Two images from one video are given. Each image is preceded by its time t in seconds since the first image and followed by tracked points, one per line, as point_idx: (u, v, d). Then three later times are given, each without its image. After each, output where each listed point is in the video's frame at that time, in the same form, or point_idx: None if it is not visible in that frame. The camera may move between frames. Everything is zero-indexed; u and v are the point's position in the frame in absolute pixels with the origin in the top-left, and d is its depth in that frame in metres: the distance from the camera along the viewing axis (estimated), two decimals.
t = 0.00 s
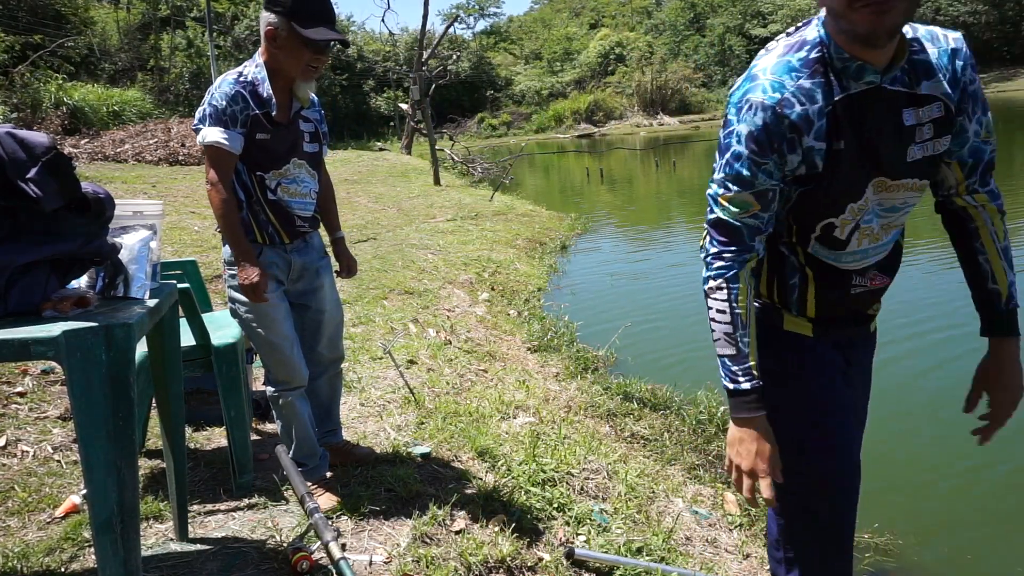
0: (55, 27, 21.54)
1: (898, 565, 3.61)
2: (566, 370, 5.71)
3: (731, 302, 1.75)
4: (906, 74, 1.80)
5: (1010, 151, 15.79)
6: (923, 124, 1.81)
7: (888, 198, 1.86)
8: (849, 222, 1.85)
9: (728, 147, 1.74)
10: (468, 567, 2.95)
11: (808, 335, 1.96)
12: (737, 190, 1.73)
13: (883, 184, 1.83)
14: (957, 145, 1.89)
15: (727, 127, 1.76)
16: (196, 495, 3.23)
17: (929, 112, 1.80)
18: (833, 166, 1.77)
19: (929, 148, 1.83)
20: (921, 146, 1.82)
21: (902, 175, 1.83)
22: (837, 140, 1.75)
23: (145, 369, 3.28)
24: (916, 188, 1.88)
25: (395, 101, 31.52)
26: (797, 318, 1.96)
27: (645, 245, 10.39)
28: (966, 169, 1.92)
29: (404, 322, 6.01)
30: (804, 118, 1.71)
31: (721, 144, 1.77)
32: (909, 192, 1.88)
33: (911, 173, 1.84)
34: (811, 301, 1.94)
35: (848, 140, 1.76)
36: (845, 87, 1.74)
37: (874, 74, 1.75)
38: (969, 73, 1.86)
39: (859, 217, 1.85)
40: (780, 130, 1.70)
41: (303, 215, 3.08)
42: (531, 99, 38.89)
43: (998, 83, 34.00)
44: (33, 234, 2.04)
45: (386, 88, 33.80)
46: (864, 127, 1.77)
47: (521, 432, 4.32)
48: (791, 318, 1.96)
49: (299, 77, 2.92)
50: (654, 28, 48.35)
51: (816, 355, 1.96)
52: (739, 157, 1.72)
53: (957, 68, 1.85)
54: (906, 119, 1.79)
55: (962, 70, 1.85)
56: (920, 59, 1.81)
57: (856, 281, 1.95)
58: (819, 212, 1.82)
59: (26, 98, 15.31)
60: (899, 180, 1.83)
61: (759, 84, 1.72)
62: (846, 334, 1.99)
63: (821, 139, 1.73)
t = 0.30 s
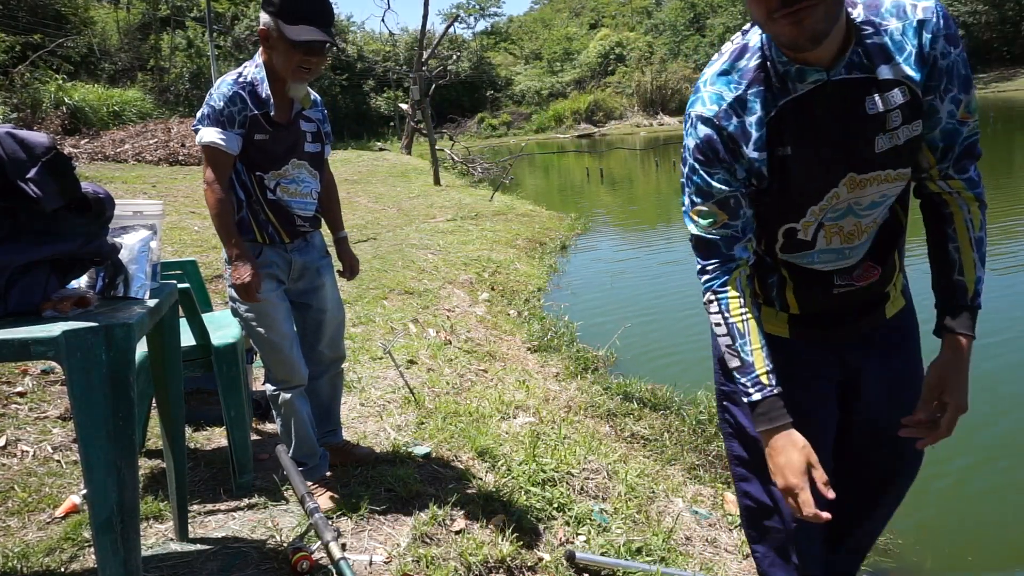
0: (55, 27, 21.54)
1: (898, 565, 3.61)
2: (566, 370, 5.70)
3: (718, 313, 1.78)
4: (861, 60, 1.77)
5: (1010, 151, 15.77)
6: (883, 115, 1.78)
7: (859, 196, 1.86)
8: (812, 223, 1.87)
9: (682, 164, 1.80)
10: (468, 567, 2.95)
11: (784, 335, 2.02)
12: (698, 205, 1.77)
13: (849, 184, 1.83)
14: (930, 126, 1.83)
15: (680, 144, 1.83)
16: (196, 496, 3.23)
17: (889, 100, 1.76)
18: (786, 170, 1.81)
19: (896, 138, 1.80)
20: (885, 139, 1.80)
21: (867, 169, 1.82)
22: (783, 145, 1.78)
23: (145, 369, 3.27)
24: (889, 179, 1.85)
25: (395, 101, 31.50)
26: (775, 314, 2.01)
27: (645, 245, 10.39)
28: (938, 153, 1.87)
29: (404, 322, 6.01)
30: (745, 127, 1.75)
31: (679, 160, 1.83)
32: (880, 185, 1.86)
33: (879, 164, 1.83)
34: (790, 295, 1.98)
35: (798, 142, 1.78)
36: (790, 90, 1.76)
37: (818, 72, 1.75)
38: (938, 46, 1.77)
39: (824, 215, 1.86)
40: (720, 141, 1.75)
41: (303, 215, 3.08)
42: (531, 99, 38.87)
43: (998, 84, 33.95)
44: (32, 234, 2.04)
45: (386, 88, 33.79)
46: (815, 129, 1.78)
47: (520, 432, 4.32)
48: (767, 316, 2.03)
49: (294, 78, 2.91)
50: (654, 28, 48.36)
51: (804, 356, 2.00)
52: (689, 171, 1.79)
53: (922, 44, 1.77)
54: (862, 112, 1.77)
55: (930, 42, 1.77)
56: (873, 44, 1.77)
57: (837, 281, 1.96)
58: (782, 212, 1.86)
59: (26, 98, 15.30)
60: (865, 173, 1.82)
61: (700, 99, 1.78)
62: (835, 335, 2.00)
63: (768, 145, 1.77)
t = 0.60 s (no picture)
0: (55, 27, 21.54)
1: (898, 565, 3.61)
2: (566, 370, 5.71)
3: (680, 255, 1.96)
4: (855, 54, 1.77)
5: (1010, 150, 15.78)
6: (872, 109, 1.77)
7: (848, 190, 1.85)
8: (795, 213, 1.88)
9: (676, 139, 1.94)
10: (468, 567, 2.95)
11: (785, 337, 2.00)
12: (682, 177, 1.93)
13: (836, 178, 1.83)
14: (931, 124, 1.76)
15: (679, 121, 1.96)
16: (196, 495, 3.23)
17: (877, 96, 1.76)
18: (769, 156, 1.86)
19: (884, 134, 1.78)
20: (872, 135, 1.79)
21: (856, 163, 1.82)
22: (768, 130, 1.84)
23: (145, 369, 3.27)
24: (881, 175, 1.82)
25: (395, 101, 31.49)
26: (776, 311, 2.01)
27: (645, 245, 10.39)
28: (942, 153, 1.77)
29: (404, 322, 6.01)
30: (730, 104, 1.85)
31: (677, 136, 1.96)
32: (871, 182, 1.83)
33: (868, 159, 1.82)
34: (785, 293, 1.98)
35: (784, 128, 1.82)
36: (782, 76, 1.81)
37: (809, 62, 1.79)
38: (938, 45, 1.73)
39: (809, 207, 1.87)
40: (704, 120, 1.87)
41: (303, 216, 3.07)
42: (531, 99, 38.88)
43: (997, 83, 33.92)
44: (32, 234, 2.04)
45: (386, 88, 33.80)
46: (803, 117, 1.81)
47: (520, 432, 4.32)
48: (768, 315, 2.03)
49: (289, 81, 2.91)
50: (654, 28, 48.40)
51: (805, 359, 1.99)
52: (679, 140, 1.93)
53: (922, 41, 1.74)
54: (852, 106, 1.78)
55: (928, 38, 1.74)
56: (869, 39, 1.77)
57: (827, 276, 1.95)
58: (764, 196, 1.90)
59: (26, 98, 15.29)
60: (853, 167, 1.82)
61: (699, 73, 1.91)
62: (833, 337, 1.99)
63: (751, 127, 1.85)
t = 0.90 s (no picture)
0: (56, 27, 21.56)
1: (899, 565, 3.60)
2: (566, 370, 5.71)
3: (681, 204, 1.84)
4: (884, 47, 1.86)
5: (1011, 150, 15.76)
6: (903, 95, 1.83)
7: (878, 175, 1.84)
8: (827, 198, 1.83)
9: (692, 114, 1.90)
10: (468, 567, 2.95)
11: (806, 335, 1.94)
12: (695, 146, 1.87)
13: (869, 161, 1.82)
14: (947, 115, 1.90)
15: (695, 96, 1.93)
16: (196, 496, 3.23)
17: (908, 83, 1.83)
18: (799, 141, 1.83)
19: (913, 121, 1.84)
20: (902, 122, 1.84)
21: (888, 147, 1.83)
22: (800, 115, 1.83)
23: (146, 369, 3.28)
24: (908, 159, 1.85)
25: (395, 100, 31.48)
26: (798, 312, 1.93)
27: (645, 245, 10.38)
28: (956, 143, 1.92)
29: (404, 322, 6.01)
30: (760, 82, 1.84)
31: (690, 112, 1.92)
32: (896, 167, 1.85)
33: (897, 144, 1.84)
34: (808, 289, 1.90)
35: (818, 114, 1.82)
36: (819, 63, 1.83)
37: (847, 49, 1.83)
38: (955, 43, 1.89)
39: (841, 192, 1.83)
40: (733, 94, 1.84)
41: (303, 217, 3.07)
42: (531, 99, 38.89)
43: (997, 83, 33.87)
44: (31, 235, 2.04)
45: (386, 88, 33.81)
46: (839, 99, 1.82)
47: (520, 432, 4.32)
48: (788, 314, 1.94)
49: (286, 84, 2.89)
50: (654, 28, 48.43)
51: (820, 357, 1.94)
52: (700, 115, 1.88)
53: (943, 38, 1.89)
54: (886, 92, 1.83)
55: (947, 37, 1.90)
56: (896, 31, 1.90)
57: (850, 263, 1.89)
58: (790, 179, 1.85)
59: (26, 98, 15.29)
60: (887, 151, 1.83)
61: (727, 54, 1.89)
62: (848, 336, 1.94)
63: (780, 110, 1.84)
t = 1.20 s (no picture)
0: (56, 27, 21.57)
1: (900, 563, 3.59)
2: (566, 370, 5.71)
3: (737, 188, 1.73)
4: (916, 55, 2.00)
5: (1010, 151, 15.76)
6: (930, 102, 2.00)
7: (909, 174, 1.98)
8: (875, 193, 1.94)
9: (741, 94, 1.86)
10: (468, 567, 2.95)
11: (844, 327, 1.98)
12: (746, 129, 1.82)
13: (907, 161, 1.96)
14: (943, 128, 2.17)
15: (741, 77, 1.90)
16: (196, 495, 3.24)
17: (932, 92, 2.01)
18: (851, 134, 1.89)
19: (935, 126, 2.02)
20: (929, 126, 1.99)
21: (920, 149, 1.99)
22: (857, 111, 1.89)
23: (146, 369, 3.28)
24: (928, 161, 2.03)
25: (395, 101, 31.47)
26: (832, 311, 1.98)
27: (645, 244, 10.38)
28: (948, 155, 2.22)
29: (404, 322, 6.02)
30: (817, 69, 1.85)
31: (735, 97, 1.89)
32: (921, 171, 2.01)
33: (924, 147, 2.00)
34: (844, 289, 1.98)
35: (869, 110, 1.89)
36: (866, 62, 1.90)
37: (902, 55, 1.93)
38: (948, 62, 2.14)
39: (884, 189, 1.96)
40: (797, 80, 1.84)
41: (304, 221, 3.07)
42: (531, 99, 38.89)
43: (998, 84, 33.80)
44: (32, 235, 2.04)
45: (386, 88, 33.82)
46: (887, 98, 1.91)
47: (520, 432, 4.32)
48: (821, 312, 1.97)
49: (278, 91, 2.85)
50: (655, 28, 48.43)
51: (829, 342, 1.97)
52: (758, 98, 1.83)
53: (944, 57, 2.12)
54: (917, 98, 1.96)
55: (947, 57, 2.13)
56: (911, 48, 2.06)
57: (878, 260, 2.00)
58: (841, 174, 1.92)
59: (26, 98, 15.28)
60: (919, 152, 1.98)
61: (783, 37, 1.89)
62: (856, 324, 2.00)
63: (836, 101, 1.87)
